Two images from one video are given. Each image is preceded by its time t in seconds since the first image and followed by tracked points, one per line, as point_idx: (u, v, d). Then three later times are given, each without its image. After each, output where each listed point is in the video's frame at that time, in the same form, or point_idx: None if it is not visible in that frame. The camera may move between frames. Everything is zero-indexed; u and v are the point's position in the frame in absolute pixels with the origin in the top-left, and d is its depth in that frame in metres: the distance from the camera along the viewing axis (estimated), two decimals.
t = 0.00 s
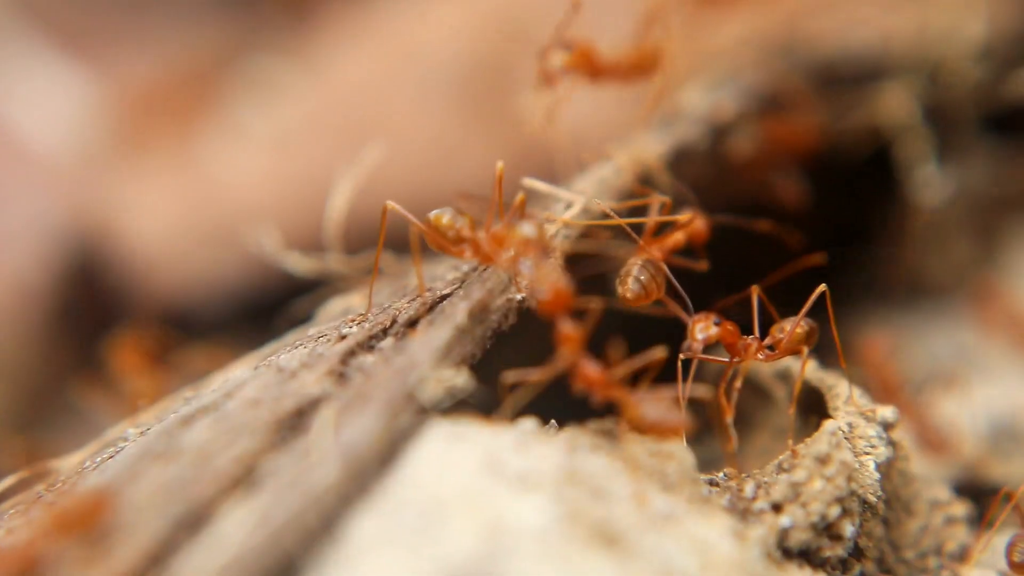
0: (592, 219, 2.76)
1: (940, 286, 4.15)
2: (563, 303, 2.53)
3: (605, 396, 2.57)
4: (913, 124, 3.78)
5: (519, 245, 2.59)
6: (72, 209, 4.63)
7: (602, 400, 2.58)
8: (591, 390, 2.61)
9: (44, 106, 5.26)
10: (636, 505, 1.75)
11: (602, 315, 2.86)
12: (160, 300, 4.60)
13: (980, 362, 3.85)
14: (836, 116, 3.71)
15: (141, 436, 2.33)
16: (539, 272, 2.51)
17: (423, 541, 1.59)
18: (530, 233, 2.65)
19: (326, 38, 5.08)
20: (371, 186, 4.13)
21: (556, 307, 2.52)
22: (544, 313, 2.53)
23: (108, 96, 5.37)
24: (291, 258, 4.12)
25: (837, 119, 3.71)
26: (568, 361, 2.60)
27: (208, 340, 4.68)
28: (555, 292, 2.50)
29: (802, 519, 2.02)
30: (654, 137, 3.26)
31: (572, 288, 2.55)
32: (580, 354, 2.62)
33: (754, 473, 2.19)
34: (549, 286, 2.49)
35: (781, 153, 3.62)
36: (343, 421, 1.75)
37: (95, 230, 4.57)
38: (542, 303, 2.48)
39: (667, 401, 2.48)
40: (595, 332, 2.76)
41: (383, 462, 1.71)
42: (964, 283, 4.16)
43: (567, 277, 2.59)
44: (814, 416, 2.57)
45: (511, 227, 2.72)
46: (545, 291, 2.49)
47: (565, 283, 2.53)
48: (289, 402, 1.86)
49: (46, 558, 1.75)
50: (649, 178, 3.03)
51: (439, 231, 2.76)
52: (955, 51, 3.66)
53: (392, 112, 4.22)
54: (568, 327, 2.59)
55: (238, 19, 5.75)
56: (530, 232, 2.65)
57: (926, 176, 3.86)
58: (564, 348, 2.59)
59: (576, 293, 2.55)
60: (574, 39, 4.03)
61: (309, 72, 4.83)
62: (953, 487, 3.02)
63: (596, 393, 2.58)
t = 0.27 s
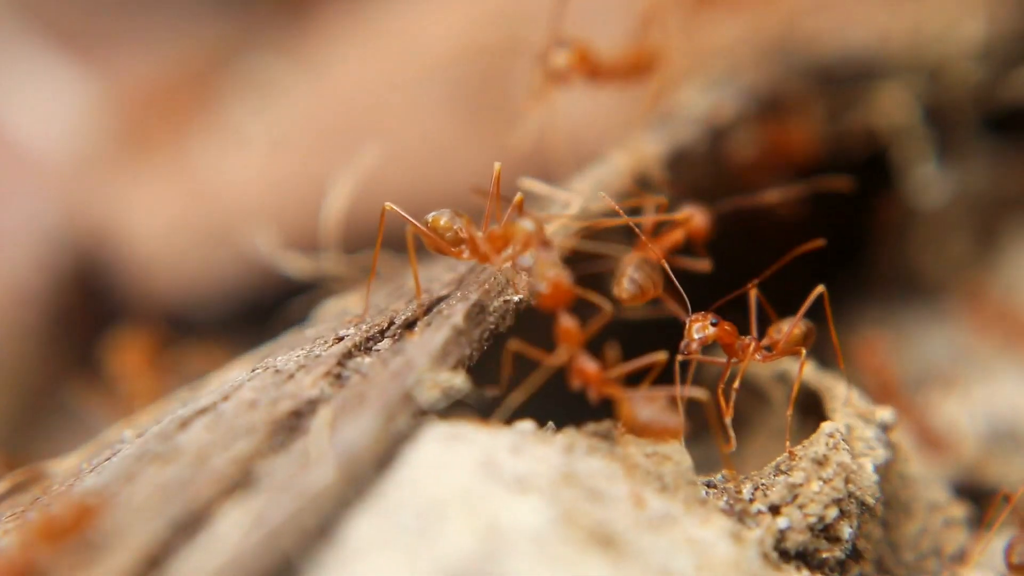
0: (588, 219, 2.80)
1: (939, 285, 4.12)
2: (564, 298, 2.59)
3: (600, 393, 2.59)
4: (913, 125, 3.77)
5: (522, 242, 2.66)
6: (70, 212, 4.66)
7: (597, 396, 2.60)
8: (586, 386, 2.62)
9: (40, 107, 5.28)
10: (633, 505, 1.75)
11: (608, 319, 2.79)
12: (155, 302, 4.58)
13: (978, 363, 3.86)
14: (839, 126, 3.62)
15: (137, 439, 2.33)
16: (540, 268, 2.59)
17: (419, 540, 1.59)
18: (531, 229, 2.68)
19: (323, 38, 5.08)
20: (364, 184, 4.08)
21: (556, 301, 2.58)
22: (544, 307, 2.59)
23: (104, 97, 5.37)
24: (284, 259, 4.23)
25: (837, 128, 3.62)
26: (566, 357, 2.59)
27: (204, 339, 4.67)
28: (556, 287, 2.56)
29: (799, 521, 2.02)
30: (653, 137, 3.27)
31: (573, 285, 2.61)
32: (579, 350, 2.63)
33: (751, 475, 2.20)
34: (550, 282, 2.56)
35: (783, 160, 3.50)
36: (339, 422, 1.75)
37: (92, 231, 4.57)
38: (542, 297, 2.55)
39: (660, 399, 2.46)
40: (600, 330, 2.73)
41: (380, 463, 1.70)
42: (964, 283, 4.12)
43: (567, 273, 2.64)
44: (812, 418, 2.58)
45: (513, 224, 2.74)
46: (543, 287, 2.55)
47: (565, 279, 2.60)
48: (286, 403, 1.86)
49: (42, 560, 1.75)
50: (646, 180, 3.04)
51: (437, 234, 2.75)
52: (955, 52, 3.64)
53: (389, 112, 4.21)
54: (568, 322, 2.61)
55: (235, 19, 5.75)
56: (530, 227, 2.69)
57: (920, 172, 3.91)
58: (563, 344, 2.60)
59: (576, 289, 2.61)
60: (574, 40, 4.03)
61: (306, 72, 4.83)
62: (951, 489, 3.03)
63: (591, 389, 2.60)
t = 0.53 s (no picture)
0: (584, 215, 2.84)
1: (933, 283, 4.12)
2: (561, 293, 2.54)
3: (593, 389, 2.50)
4: (908, 128, 3.75)
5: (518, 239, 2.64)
6: (61, 209, 4.61)
7: (590, 394, 2.51)
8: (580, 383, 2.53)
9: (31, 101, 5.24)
10: (626, 503, 1.75)
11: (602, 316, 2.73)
12: (147, 301, 4.55)
13: (972, 361, 3.88)
14: (835, 124, 3.61)
15: (130, 439, 2.32)
16: (537, 263, 2.55)
17: (411, 536, 1.57)
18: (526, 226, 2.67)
19: (317, 35, 5.06)
20: (357, 182, 4.07)
21: (553, 295, 2.53)
22: (540, 301, 2.54)
23: (97, 93, 5.34)
24: (277, 255, 4.24)
25: (833, 123, 3.59)
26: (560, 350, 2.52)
27: (195, 338, 4.63)
28: (553, 281, 2.50)
29: (794, 520, 2.05)
30: (648, 136, 3.28)
31: (572, 279, 2.56)
32: (574, 345, 2.57)
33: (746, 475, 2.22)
34: (547, 276, 2.51)
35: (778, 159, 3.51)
36: (332, 423, 1.74)
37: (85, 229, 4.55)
38: (538, 293, 2.52)
39: (654, 400, 2.44)
40: (595, 325, 2.64)
41: (374, 462, 1.70)
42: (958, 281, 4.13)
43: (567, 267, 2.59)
44: (807, 417, 2.61)
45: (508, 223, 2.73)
46: (540, 281, 2.51)
47: (564, 274, 2.54)
48: (278, 402, 1.85)
49: (35, 560, 1.74)
50: (640, 180, 3.13)
51: (434, 233, 2.76)
52: (951, 51, 3.64)
53: (383, 109, 4.19)
54: (563, 317, 2.55)
55: (228, 16, 5.73)
56: (526, 224, 2.68)
57: (916, 171, 3.89)
58: (558, 338, 2.54)
59: (575, 284, 2.56)
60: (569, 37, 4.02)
61: (300, 69, 4.81)
62: (945, 487, 3.04)
63: (585, 385, 2.50)
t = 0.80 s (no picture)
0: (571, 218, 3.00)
1: (927, 289, 4.14)
2: (554, 294, 2.49)
3: (583, 393, 2.42)
4: (905, 136, 3.74)
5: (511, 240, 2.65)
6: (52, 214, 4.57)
7: (579, 397, 2.43)
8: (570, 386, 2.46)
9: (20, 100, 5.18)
10: (619, 510, 1.75)
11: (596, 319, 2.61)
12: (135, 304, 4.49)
13: (965, 366, 3.90)
14: (828, 131, 3.62)
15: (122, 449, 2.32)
16: (530, 262, 2.51)
17: (403, 543, 1.56)
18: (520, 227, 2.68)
19: (311, 39, 5.05)
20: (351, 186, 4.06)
21: (546, 295, 2.47)
22: (533, 301, 2.49)
23: (88, 96, 5.32)
24: (269, 261, 4.22)
25: (828, 125, 3.60)
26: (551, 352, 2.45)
27: (188, 346, 4.60)
28: (545, 281, 2.46)
29: (785, 526, 2.07)
30: (641, 142, 3.29)
31: (565, 281, 2.51)
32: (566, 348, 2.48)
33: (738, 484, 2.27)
34: (540, 275, 2.47)
35: (771, 160, 3.55)
36: (321, 432, 1.74)
37: (73, 233, 4.50)
38: (533, 292, 2.46)
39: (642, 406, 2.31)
40: (589, 328, 2.52)
41: (366, 469, 1.69)
42: (949, 286, 4.15)
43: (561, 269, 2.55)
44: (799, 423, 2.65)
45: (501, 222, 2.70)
46: (533, 280, 2.47)
47: (558, 274, 2.49)
48: (269, 411, 1.89)
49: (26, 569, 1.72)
50: (633, 188, 3.20)
51: (429, 239, 2.84)
52: (946, 56, 3.64)
53: (377, 114, 4.18)
54: (557, 318, 2.47)
55: (223, 22, 5.74)
56: (521, 224, 2.68)
57: (913, 176, 3.85)
58: (551, 338, 2.46)
59: (568, 286, 2.51)
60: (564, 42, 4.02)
61: (294, 73, 4.79)
62: (938, 492, 3.05)
63: (575, 389, 2.43)
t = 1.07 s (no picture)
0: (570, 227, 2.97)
1: (928, 293, 4.14)
2: (554, 299, 2.46)
3: (580, 399, 2.38)
4: (902, 141, 3.77)
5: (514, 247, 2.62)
6: (53, 222, 4.56)
7: (577, 404, 2.40)
8: (567, 392, 2.42)
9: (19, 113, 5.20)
10: (618, 519, 1.77)
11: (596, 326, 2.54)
12: (135, 316, 4.49)
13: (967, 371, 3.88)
14: (825, 137, 3.65)
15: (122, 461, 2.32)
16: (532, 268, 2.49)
17: (404, 553, 1.53)
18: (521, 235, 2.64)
19: (310, 48, 5.05)
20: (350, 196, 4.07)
21: (546, 301, 2.44)
22: (533, 305, 2.46)
23: (87, 106, 5.34)
24: (269, 269, 4.26)
25: (826, 131, 3.63)
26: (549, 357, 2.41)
27: (192, 355, 4.59)
28: (546, 285, 2.43)
29: (784, 534, 2.11)
30: (639, 150, 3.30)
31: (565, 287, 2.47)
32: (564, 354, 2.45)
33: (736, 492, 2.34)
34: (541, 280, 2.44)
35: (766, 166, 3.55)
36: (319, 441, 1.75)
37: (71, 244, 4.50)
38: (532, 296, 2.44)
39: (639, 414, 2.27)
40: (588, 334, 2.48)
41: (365, 479, 1.68)
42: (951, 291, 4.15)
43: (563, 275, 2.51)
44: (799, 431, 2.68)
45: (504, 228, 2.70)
46: (533, 285, 2.45)
47: (558, 280, 2.46)
48: (267, 422, 1.94)
49: None
50: (631, 199, 3.21)
51: (430, 247, 2.98)
52: (945, 60, 3.63)
53: (376, 122, 4.19)
54: (557, 323, 2.44)
55: (222, 31, 5.76)
56: (524, 231, 2.63)
57: (910, 180, 3.85)
58: (550, 343, 2.42)
59: (568, 292, 2.48)
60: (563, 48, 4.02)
61: (292, 80, 4.79)
62: (941, 499, 3.04)
63: (572, 395, 2.38)
